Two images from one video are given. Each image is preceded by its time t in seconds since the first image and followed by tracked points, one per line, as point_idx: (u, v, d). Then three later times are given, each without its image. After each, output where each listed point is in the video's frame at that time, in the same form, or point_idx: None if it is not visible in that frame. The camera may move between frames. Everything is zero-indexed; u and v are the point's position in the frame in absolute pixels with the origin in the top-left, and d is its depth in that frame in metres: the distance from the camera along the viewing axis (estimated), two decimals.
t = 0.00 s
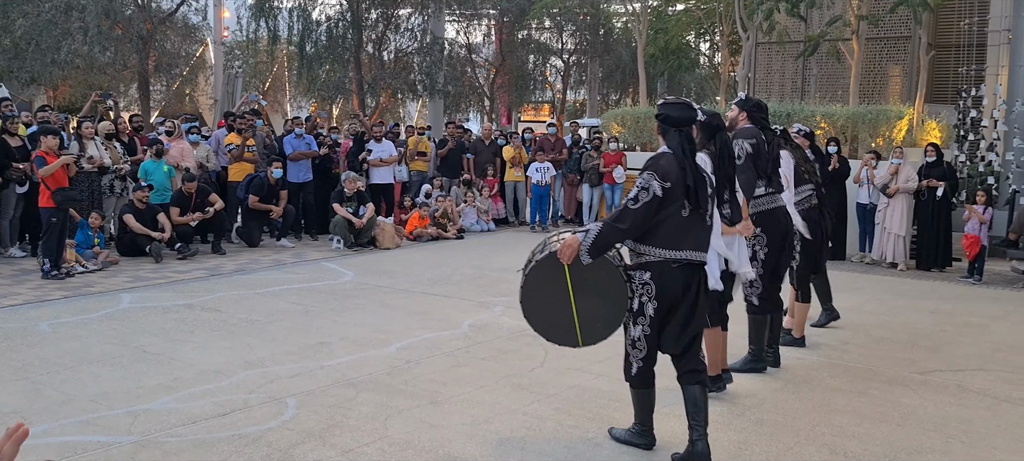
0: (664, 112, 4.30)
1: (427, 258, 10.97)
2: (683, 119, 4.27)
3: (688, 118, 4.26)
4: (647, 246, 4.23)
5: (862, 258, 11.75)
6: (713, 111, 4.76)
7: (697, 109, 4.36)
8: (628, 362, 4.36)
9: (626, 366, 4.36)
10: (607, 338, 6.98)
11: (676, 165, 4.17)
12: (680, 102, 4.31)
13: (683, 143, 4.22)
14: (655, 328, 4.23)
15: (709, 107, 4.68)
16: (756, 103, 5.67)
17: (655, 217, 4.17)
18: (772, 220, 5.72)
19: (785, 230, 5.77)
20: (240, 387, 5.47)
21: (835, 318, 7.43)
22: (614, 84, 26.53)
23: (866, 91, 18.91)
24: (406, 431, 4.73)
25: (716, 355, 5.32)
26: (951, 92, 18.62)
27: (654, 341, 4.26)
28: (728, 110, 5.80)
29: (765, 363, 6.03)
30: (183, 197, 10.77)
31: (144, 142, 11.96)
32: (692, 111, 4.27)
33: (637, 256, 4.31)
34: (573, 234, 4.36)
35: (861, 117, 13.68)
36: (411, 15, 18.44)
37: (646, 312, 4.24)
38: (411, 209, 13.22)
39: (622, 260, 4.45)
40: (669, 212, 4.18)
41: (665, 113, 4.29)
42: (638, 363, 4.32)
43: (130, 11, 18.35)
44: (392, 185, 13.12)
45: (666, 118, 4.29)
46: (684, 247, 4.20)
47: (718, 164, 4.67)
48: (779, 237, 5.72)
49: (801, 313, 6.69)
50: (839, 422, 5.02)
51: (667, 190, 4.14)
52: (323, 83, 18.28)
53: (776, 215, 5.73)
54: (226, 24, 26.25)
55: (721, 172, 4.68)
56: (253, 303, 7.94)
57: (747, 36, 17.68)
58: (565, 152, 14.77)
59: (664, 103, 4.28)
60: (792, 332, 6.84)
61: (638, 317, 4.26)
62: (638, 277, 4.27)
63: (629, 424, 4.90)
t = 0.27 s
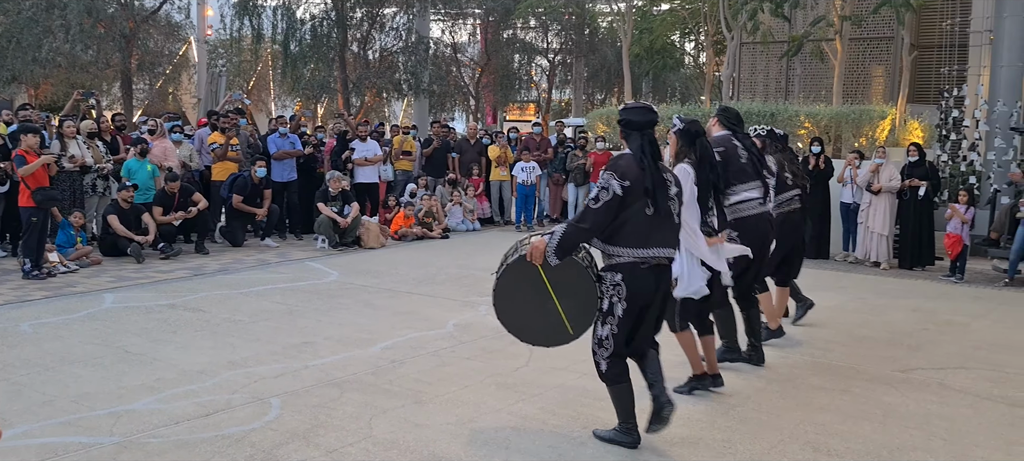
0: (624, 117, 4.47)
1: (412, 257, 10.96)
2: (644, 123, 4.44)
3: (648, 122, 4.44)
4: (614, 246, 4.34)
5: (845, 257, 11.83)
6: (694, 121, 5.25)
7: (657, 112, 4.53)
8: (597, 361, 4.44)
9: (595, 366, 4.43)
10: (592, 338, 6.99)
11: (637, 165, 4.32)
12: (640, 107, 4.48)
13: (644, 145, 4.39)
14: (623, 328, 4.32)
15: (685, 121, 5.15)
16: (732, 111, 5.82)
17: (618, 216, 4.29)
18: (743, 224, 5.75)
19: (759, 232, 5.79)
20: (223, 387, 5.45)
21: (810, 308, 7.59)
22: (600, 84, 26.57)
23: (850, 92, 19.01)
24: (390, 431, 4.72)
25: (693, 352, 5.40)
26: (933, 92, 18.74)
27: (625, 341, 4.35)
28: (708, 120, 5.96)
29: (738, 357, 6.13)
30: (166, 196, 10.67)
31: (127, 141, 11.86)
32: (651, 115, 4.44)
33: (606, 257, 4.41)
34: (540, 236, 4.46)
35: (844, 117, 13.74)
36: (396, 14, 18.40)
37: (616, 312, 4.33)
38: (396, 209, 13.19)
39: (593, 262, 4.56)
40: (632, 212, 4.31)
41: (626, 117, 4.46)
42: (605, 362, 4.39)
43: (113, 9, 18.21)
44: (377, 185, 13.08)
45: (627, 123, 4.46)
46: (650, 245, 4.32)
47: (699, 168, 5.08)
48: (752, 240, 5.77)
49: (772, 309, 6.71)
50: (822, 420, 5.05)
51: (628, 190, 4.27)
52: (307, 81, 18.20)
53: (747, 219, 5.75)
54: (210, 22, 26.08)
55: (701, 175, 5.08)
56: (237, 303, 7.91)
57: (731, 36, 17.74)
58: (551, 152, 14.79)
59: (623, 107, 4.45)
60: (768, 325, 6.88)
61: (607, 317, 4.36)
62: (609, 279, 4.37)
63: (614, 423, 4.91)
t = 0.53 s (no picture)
0: (598, 112, 4.57)
1: (396, 257, 10.93)
2: (617, 118, 4.55)
3: (621, 116, 4.54)
4: (590, 241, 4.46)
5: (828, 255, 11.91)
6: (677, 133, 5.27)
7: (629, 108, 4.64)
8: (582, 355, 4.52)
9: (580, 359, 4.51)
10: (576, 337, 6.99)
11: (611, 161, 4.43)
12: (613, 102, 4.58)
13: (618, 140, 4.50)
14: (605, 319, 4.45)
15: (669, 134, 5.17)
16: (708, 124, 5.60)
17: (594, 211, 4.42)
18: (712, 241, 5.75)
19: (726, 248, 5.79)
20: (205, 387, 5.41)
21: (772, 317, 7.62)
22: (584, 83, 26.62)
23: (832, 92, 19.14)
24: (374, 431, 4.71)
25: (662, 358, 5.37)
26: (915, 91, 18.91)
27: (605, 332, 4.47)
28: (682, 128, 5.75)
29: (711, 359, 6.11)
30: (147, 195, 10.57)
31: (108, 141, 11.79)
32: (624, 110, 4.54)
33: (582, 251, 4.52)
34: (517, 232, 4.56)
35: (827, 116, 13.84)
36: (380, 12, 18.35)
37: (595, 304, 4.45)
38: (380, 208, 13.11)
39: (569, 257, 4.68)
40: (607, 207, 4.44)
41: (598, 113, 4.57)
42: (591, 354, 4.48)
43: (94, 7, 18.06)
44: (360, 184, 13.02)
45: (600, 118, 4.56)
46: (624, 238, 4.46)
47: (681, 186, 5.19)
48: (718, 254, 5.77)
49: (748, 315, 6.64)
50: (804, 418, 5.07)
51: (603, 185, 4.39)
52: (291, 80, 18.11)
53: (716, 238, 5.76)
54: (192, 20, 25.90)
55: (682, 195, 5.20)
56: (219, 303, 7.86)
57: (715, 36, 17.80)
58: (536, 151, 14.75)
59: (597, 103, 4.53)
60: (752, 333, 6.77)
61: (588, 310, 4.47)
62: (585, 272, 4.48)
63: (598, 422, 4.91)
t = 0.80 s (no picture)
0: (583, 114, 4.62)
1: (385, 255, 10.90)
2: (601, 120, 4.62)
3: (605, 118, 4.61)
4: (576, 240, 4.53)
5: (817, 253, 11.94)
6: (663, 105, 5.24)
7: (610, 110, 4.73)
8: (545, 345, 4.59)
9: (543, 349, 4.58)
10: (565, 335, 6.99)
11: (598, 163, 4.50)
12: (597, 104, 4.65)
13: (604, 142, 4.57)
14: (579, 318, 4.50)
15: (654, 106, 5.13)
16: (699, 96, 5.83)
17: (582, 211, 4.48)
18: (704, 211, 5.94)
19: (716, 220, 5.98)
20: (194, 387, 5.39)
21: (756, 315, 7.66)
22: (574, 82, 26.64)
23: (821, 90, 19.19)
24: (363, 430, 4.70)
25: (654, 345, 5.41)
26: (902, 90, 19.01)
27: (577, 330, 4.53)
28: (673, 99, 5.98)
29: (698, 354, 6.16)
30: (135, 194, 10.53)
31: (95, 140, 11.72)
32: (608, 112, 4.62)
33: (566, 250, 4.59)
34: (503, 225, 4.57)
35: (816, 114, 13.88)
36: (369, 11, 18.33)
37: (574, 302, 4.52)
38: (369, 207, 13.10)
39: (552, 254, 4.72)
40: (595, 207, 4.51)
41: (584, 114, 4.62)
42: (555, 345, 4.55)
43: (81, 5, 17.99)
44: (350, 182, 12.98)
45: (585, 119, 4.62)
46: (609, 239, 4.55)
47: (662, 158, 5.19)
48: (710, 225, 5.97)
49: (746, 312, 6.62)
50: (793, 416, 5.08)
51: (591, 186, 4.46)
52: (280, 79, 18.06)
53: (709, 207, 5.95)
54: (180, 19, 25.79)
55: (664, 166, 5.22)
56: (208, 302, 7.83)
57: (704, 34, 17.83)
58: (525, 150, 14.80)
59: (583, 105, 4.59)
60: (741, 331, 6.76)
61: (566, 307, 4.53)
62: (570, 271, 4.55)
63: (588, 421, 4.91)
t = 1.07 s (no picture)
0: (566, 107, 4.71)
1: (379, 255, 10.89)
2: (584, 113, 4.71)
3: (590, 111, 4.70)
4: (562, 230, 4.63)
5: (810, 252, 11.98)
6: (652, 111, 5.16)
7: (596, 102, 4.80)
8: (534, 335, 4.72)
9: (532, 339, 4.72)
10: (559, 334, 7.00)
11: (582, 154, 4.59)
12: (580, 98, 4.73)
13: (587, 134, 4.66)
14: (565, 306, 4.63)
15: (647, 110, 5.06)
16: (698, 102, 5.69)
17: (568, 202, 4.57)
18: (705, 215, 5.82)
19: (719, 222, 5.87)
20: (187, 388, 5.38)
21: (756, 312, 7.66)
22: (568, 81, 26.63)
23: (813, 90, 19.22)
24: (357, 430, 4.69)
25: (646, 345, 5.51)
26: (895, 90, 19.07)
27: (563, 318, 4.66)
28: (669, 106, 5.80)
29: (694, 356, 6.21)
30: (128, 194, 10.50)
31: (88, 140, 11.69)
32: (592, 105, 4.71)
33: (552, 240, 4.70)
34: (489, 216, 4.65)
35: (809, 113, 13.89)
36: (362, 10, 18.30)
37: (560, 291, 4.63)
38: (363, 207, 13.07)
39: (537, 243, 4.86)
40: (580, 197, 4.61)
41: (568, 108, 4.71)
42: (543, 336, 4.68)
43: (72, 4, 17.93)
44: (344, 182, 12.97)
45: (568, 112, 4.70)
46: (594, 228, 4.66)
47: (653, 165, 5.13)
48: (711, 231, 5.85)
49: (750, 310, 6.68)
50: (787, 414, 5.10)
51: (577, 177, 4.55)
52: (273, 79, 18.01)
53: (709, 211, 5.82)
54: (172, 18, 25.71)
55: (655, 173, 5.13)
56: (201, 302, 7.81)
57: (698, 34, 17.84)
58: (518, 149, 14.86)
59: (567, 98, 4.67)
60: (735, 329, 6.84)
61: (552, 295, 4.65)
62: (555, 260, 4.66)
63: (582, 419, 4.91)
